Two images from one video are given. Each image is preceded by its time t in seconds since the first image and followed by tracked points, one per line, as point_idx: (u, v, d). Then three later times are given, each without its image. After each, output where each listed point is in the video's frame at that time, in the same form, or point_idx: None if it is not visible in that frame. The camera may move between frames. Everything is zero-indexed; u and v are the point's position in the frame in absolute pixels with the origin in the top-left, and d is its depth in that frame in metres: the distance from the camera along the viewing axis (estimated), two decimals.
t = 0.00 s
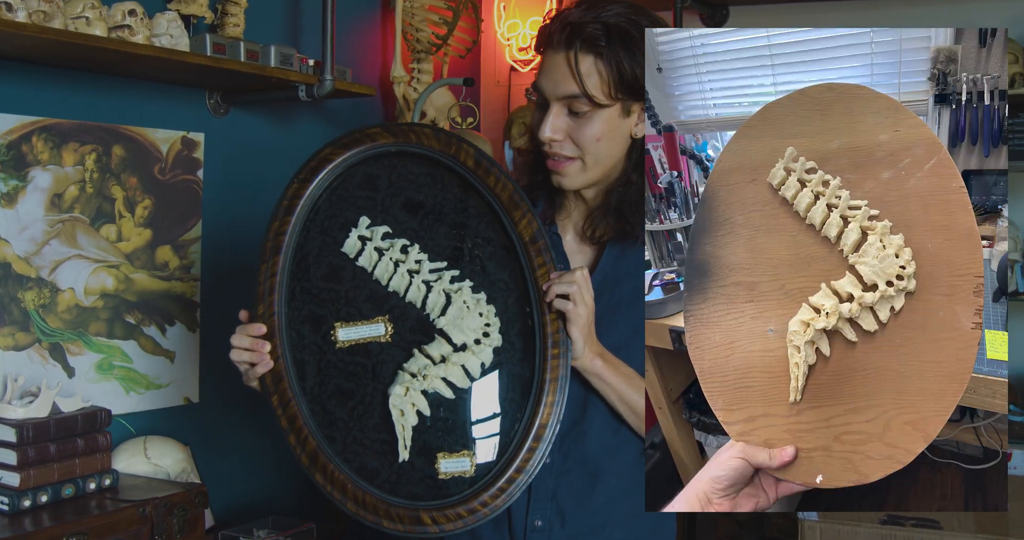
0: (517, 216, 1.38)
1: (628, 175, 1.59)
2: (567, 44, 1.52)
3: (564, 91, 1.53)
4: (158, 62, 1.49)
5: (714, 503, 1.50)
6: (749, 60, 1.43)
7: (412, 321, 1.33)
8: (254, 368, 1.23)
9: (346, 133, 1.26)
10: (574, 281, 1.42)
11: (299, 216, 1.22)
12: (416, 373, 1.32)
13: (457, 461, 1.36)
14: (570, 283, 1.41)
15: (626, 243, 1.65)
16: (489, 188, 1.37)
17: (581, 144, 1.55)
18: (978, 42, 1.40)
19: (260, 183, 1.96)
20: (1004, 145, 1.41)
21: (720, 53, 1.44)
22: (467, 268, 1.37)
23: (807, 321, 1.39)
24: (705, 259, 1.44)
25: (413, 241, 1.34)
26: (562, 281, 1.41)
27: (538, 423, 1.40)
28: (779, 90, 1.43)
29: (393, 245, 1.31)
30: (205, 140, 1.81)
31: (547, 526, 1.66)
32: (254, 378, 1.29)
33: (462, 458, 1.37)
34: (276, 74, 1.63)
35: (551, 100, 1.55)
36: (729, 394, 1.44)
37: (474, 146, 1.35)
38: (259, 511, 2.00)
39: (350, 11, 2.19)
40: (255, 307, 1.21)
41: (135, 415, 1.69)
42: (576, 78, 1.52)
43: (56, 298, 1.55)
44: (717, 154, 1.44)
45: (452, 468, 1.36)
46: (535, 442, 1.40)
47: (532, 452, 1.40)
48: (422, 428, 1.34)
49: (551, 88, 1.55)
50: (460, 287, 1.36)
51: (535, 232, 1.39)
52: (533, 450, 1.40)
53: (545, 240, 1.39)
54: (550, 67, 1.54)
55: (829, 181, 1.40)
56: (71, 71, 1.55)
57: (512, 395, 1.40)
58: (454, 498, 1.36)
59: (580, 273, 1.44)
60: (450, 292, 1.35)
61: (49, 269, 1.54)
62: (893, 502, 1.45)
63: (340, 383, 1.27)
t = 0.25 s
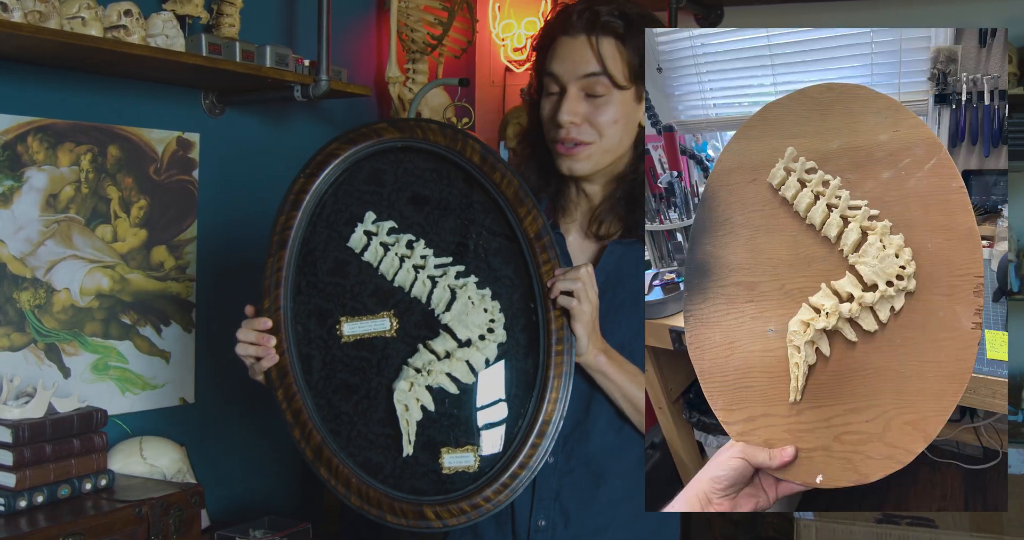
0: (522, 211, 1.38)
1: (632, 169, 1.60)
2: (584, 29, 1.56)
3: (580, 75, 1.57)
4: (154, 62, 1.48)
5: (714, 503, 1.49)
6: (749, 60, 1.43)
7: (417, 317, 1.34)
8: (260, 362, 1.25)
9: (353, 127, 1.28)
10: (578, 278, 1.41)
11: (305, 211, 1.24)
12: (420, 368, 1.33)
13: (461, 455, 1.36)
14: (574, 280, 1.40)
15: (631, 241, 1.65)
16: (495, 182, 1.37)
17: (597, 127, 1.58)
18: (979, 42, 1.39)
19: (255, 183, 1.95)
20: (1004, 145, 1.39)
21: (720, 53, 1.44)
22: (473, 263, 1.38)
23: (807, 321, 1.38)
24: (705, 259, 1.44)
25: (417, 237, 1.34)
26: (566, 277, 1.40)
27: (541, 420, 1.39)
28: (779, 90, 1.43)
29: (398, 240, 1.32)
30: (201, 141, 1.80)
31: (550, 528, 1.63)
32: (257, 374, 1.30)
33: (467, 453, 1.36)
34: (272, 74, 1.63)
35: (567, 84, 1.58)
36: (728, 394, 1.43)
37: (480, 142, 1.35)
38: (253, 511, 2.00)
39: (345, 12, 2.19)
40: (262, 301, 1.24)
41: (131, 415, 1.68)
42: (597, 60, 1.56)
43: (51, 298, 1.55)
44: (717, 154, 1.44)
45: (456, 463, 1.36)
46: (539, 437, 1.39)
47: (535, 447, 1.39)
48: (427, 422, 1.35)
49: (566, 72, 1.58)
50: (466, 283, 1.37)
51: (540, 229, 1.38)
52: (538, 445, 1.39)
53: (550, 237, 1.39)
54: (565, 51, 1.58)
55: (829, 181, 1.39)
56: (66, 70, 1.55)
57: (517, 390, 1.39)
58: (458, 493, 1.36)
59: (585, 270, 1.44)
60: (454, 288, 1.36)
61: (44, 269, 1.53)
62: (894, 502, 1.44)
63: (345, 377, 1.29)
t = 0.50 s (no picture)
0: (530, 210, 1.35)
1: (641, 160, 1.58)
2: (607, 16, 1.56)
3: (601, 62, 1.55)
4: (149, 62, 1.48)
5: (714, 503, 1.50)
6: (750, 60, 1.44)
7: (425, 315, 1.34)
8: (268, 360, 1.29)
9: (361, 126, 1.31)
10: (585, 278, 1.37)
11: (314, 209, 1.28)
12: (427, 367, 1.34)
13: (467, 454, 1.36)
14: (581, 280, 1.37)
15: (633, 239, 1.62)
16: (503, 181, 1.34)
17: (621, 113, 1.54)
18: (979, 42, 1.40)
19: (251, 183, 1.95)
20: (1004, 145, 1.39)
21: (720, 52, 1.44)
22: (482, 262, 1.36)
23: (807, 321, 1.38)
24: (705, 258, 1.44)
25: (425, 235, 1.35)
26: (573, 277, 1.36)
27: (547, 420, 1.37)
28: (779, 90, 1.42)
29: (405, 238, 1.33)
30: (196, 141, 1.80)
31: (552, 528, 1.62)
32: (267, 373, 1.34)
33: (472, 452, 1.36)
34: (268, 74, 1.62)
35: (588, 71, 1.56)
36: (727, 394, 1.43)
37: (489, 140, 1.34)
38: (250, 511, 2.00)
39: (341, 12, 2.19)
40: (270, 299, 1.28)
41: (127, 415, 1.68)
42: (618, 48, 1.55)
43: (47, 298, 1.54)
44: (717, 154, 1.44)
45: (462, 462, 1.35)
46: (544, 438, 1.36)
47: (540, 447, 1.36)
48: (433, 421, 1.34)
49: (587, 60, 1.56)
50: (473, 281, 1.36)
51: (548, 227, 1.35)
52: (543, 445, 1.36)
53: (559, 236, 1.35)
54: (585, 39, 1.56)
55: (829, 180, 1.39)
56: (61, 70, 1.54)
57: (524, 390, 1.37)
58: (463, 492, 1.36)
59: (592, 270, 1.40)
60: (462, 287, 1.35)
61: (40, 269, 1.53)
62: (893, 502, 1.44)
63: (354, 374, 1.31)
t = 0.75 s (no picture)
0: (542, 211, 1.24)
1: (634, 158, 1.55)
2: (617, 16, 1.52)
3: (610, 57, 1.50)
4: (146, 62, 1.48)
5: (714, 502, 1.48)
6: (750, 60, 1.42)
7: (438, 316, 1.31)
8: (282, 361, 1.35)
9: (376, 124, 1.30)
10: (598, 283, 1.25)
11: (326, 210, 1.32)
12: (438, 371, 1.30)
13: (479, 457, 1.29)
14: (594, 286, 1.24)
15: (626, 236, 1.58)
16: (515, 180, 1.25)
17: (625, 110, 1.48)
18: (978, 42, 1.39)
19: (247, 183, 1.95)
20: (1004, 145, 1.39)
21: (720, 53, 1.43)
22: (494, 263, 1.28)
23: (807, 321, 1.37)
24: (705, 258, 1.42)
25: (439, 235, 1.30)
26: (584, 283, 1.24)
27: (556, 428, 1.25)
28: (779, 90, 1.41)
29: (418, 240, 1.30)
30: (192, 141, 1.80)
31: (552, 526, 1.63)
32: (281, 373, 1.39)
33: (484, 455, 1.29)
34: (264, 74, 1.62)
35: (596, 65, 1.51)
36: (728, 395, 1.43)
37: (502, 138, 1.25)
38: (247, 511, 2.00)
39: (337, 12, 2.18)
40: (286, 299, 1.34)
41: (123, 416, 1.68)
42: (623, 45, 1.50)
43: (44, 298, 1.54)
44: (717, 154, 1.43)
45: (474, 464, 1.29)
46: (553, 448, 1.25)
47: (546, 458, 1.25)
48: (446, 424, 1.30)
49: (595, 53, 1.51)
50: (484, 283, 1.28)
51: (561, 229, 1.24)
52: (551, 457, 1.25)
53: (572, 239, 1.23)
54: (591, 33, 1.51)
55: (828, 180, 1.38)
56: (58, 70, 1.54)
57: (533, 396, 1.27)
58: (476, 498, 1.29)
59: (604, 274, 1.27)
60: (474, 289, 1.29)
61: (36, 269, 1.52)
62: (893, 502, 1.44)
63: (365, 375, 1.34)
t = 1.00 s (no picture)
0: (547, 215, 1.15)
1: (632, 158, 1.56)
2: (622, 18, 1.52)
3: (616, 57, 1.50)
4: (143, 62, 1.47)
5: (714, 503, 1.53)
6: (750, 60, 1.44)
7: (445, 319, 1.25)
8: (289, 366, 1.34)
9: (381, 127, 1.26)
10: (604, 291, 1.16)
11: (332, 213, 1.30)
12: (444, 376, 1.24)
13: (486, 461, 1.22)
14: (599, 293, 1.16)
15: (621, 236, 1.57)
16: (521, 186, 1.17)
17: (631, 109, 1.48)
18: (978, 42, 1.40)
19: (244, 184, 1.95)
20: (1004, 145, 1.39)
21: (719, 52, 1.45)
22: (501, 266, 1.21)
23: (807, 321, 1.36)
24: (705, 258, 1.43)
25: (444, 238, 1.24)
26: (589, 290, 1.15)
27: (562, 436, 1.16)
28: (779, 90, 1.41)
29: (424, 243, 1.25)
30: (189, 141, 1.80)
31: (554, 527, 1.62)
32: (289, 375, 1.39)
33: (491, 460, 1.22)
34: (262, 75, 1.62)
35: (603, 64, 1.50)
36: (726, 394, 1.43)
37: (506, 140, 1.17)
38: (243, 512, 1.99)
39: (334, 12, 2.18)
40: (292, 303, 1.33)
41: (121, 416, 1.67)
42: (628, 46, 1.51)
43: (41, 299, 1.53)
44: (717, 154, 1.44)
45: (481, 469, 1.23)
46: (559, 456, 1.16)
47: (551, 465, 1.17)
48: (453, 429, 1.24)
49: (603, 52, 1.51)
50: (490, 287, 1.21)
51: (567, 233, 1.15)
52: (560, 463, 1.16)
53: (578, 244, 1.15)
54: (596, 32, 1.52)
55: (829, 180, 1.37)
56: (55, 70, 1.53)
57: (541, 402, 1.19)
58: (483, 504, 1.23)
59: (610, 283, 1.19)
60: (480, 293, 1.22)
61: (34, 270, 1.52)
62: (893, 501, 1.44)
63: (376, 379, 1.30)
